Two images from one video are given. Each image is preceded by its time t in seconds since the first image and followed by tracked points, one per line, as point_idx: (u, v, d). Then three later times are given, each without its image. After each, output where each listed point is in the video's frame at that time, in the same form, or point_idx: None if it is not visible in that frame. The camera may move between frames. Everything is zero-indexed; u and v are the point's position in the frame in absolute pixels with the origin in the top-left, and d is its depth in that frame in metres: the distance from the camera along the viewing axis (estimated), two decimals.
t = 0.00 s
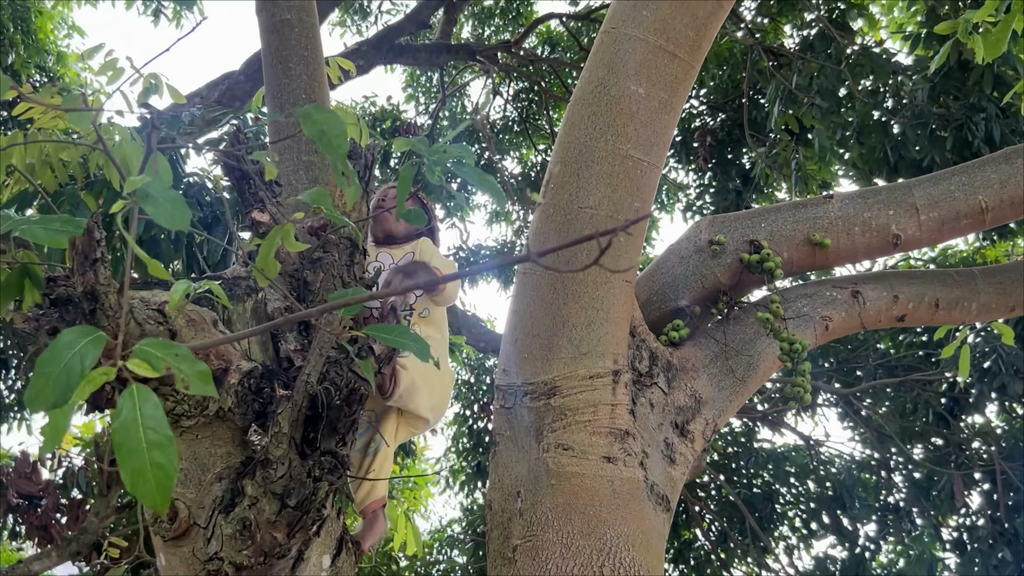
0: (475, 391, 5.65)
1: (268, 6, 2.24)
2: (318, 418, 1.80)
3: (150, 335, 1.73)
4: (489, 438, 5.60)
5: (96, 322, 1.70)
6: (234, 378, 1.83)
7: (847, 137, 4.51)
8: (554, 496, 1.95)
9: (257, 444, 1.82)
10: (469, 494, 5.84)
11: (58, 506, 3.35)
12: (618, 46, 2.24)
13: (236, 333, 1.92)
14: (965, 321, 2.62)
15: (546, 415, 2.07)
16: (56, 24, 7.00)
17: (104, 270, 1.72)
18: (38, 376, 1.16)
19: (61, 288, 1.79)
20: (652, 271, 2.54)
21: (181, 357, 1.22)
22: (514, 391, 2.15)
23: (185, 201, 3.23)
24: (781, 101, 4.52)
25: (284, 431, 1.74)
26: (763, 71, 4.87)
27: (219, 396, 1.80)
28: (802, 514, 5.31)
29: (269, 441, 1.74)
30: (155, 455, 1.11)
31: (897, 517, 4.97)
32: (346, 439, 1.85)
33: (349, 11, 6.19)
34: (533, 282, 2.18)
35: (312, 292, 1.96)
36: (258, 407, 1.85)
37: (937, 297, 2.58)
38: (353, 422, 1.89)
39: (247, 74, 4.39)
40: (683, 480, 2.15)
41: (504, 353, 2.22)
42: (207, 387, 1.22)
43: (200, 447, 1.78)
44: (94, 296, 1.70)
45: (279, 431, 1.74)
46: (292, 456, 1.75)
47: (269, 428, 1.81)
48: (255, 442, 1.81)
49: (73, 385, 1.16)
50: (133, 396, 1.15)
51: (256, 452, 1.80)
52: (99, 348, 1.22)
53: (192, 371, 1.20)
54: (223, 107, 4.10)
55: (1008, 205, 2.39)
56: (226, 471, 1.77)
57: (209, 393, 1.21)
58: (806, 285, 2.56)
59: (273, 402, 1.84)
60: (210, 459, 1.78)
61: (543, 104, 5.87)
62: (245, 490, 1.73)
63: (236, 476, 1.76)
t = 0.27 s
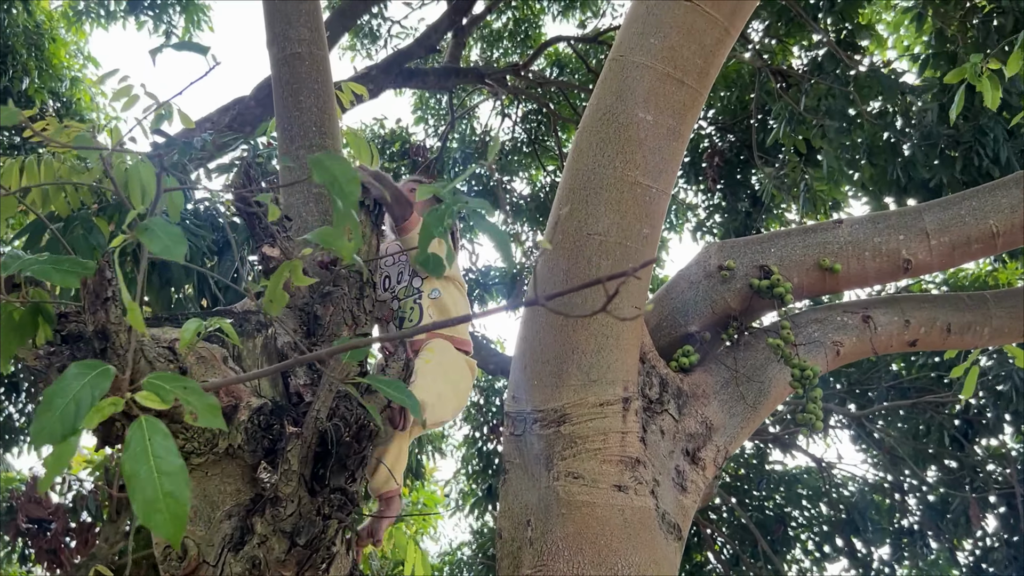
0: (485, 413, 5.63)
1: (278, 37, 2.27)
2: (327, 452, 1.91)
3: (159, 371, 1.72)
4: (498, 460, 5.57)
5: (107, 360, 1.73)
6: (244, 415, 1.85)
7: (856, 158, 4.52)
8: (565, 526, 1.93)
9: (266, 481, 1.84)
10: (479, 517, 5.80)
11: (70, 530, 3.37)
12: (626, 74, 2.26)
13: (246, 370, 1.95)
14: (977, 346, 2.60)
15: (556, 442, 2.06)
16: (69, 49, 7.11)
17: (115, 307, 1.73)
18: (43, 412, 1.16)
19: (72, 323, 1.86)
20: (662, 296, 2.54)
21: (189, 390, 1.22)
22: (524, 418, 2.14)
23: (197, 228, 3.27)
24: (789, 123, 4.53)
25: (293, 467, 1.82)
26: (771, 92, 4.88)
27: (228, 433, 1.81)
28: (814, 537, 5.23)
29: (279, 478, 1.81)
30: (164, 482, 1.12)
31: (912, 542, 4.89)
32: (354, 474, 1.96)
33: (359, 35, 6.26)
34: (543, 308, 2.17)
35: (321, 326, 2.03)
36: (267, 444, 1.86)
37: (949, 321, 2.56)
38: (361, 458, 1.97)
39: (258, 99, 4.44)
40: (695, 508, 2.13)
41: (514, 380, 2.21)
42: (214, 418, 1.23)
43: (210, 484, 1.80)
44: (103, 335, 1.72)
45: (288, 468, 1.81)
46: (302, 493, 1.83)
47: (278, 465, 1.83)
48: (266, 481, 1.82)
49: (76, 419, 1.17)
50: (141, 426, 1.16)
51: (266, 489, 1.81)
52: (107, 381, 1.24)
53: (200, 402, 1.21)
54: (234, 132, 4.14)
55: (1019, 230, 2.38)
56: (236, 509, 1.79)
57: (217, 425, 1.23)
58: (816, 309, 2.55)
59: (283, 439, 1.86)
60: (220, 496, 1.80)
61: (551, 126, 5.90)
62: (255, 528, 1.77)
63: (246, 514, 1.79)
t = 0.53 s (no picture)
0: (490, 433, 5.61)
1: (286, 73, 2.48)
2: (332, 492, 1.92)
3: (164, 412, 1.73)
4: (503, 480, 5.55)
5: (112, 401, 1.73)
6: (247, 453, 1.85)
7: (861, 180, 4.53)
8: (571, 556, 1.92)
9: (270, 520, 1.87)
10: (483, 539, 5.76)
11: (74, 553, 3.36)
12: (631, 102, 2.27)
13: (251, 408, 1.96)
14: (985, 371, 2.59)
15: (562, 471, 2.04)
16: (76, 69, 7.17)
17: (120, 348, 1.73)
18: (49, 457, 1.21)
19: (76, 360, 1.86)
20: (668, 321, 2.53)
21: (194, 427, 1.26)
22: (529, 445, 2.12)
23: (205, 253, 3.29)
24: (795, 144, 4.54)
25: (296, 506, 1.84)
26: (775, 114, 4.90)
27: (231, 472, 1.80)
28: (822, 560, 5.19)
29: (283, 517, 1.82)
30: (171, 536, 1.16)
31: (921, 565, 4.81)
32: (360, 513, 1.98)
33: (364, 56, 6.31)
34: (548, 334, 2.17)
35: (327, 360, 2.10)
36: (271, 482, 1.88)
37: (957, 347, 2.55)
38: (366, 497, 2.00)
39: (265, 122, 4.48)
40: (702, 538, 2.11)
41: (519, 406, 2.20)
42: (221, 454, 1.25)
43: (213, 523, 1.81)
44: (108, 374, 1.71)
45: (292, 508, 1.82)
46: (305, 531, 1.86)
47: (282, 503, 1.84)
48: (269, 521, 1.85)
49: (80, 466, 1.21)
50: (144, 467, 1.20)
51: (270, 529, 1.84)
52: (111, 424, 1.26)
53: (206, 439, 1.24)
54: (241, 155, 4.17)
55: None
56: (240, 549, 1.82)
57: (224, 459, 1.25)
58: (822, 335, 2.54)
59: (287, 477, 1.87)
60: (223, 536, 1.82)
61: (556, 146, 5.93)
62: (259, 568, 1.80)
63: (250, 554, 1.82)
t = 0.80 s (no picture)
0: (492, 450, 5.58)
1: (292, 94, 2.49)
2: (336, 518, 1.93)
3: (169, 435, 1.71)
4: (506, 498, 5.51)
5: (117, 426, 1.71)
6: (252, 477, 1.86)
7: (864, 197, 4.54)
8: None
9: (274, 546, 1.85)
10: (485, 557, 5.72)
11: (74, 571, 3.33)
12: (635, 122, 2.28)
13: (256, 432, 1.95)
14: (990, 391, 2.58)
15: (566, 492, 2.03)
16: (80, 86, 7.22)
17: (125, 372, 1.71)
18: (177, 506, 1.33)
19: (82, 384, 1.84)
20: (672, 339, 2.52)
21: (285, 455, 1.40)
22: (533, 465, 2.10)
23: (210, 271, 3.30)
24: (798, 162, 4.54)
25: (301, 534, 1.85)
26: (778, 131, 4.92)
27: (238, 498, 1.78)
28: None
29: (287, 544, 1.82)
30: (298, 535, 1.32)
31: None
32: (365, 539, 1.99)
33: (368, 74, 6.35)
34: (552, 353, 2.16)
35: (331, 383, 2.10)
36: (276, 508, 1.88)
37: (962, 366, 2.54)
38: (370, 523, 2.00)
39: (270, 140, 4.49)
40: (708, 559, 2.10)
41: (522, 426, 2.18)
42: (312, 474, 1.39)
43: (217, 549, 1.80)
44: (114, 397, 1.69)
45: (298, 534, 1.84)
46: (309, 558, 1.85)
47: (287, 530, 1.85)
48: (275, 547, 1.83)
49: (207, 505, 1.34)
50: (265, 501, 1.36)
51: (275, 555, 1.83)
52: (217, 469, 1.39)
53: (295, 462, 1.38)
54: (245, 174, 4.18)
55: None
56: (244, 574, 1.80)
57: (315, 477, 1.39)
58: (827, 354, 2.53)
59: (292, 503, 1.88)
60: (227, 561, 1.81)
61: (559, 163, 5.95)
62: None
63: None
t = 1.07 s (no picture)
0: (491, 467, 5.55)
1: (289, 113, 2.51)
2: (331, 541, 1.92)
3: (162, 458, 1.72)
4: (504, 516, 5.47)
5: (109, 448, 1.73)
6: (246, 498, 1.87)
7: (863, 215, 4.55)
8: None
9: (267, 570, 1.84)
10: None
11: None
12: (634, 140, 2.28)
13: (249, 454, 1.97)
14: (991, 410, 2.56)
15: (564, 511, 2.01)
16: (81, 103, 7.24)
17: (117, 396, 1.73)
18: (90, 545, 1.22)
19: (74, 405, 1.81)
20: (671, 358, 2.51)
21: (223, 499, 1.30)
22: (532, 485, 2.09)
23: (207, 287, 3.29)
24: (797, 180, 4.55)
25: (294, 557, 1.84)
26: (776, 149, 4.93)
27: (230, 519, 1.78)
28: None
29: (280, 568, 1.82)
30: None
31: None
32: (358, 562, 1.96)
33: (368, 91, 6.39)
34: (551, 372, 2.15)
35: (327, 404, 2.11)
36: (270, 530, 1.88)
37: (963, 386, 2.53)
38: (365, 547, 1.98)
39: (269, 156, 4.51)
40: None
41: (521, 444, 2.17)
42: (250, 524, 1.31)
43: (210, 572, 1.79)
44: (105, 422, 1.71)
45: (291, 557, 1.83)
46: None
47: (280, 553, 1.85)
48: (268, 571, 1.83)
49: (124, 546, 1.23)
50: (188, 550, 1.27)
51: None
52: (143, 503, 1.29)
53: (235, 509, 1.29)
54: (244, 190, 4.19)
55: None
56: None
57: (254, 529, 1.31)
58: (826, 374, 2.52)
59: (286, 527, 1.87)
60: None
61: (557, 180, 5.96)
62: None
63: None
